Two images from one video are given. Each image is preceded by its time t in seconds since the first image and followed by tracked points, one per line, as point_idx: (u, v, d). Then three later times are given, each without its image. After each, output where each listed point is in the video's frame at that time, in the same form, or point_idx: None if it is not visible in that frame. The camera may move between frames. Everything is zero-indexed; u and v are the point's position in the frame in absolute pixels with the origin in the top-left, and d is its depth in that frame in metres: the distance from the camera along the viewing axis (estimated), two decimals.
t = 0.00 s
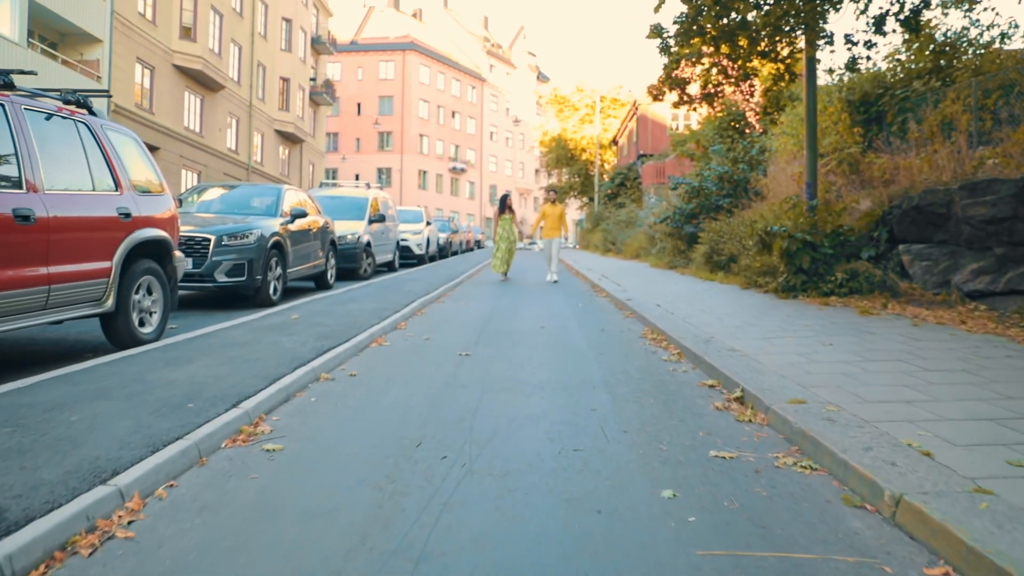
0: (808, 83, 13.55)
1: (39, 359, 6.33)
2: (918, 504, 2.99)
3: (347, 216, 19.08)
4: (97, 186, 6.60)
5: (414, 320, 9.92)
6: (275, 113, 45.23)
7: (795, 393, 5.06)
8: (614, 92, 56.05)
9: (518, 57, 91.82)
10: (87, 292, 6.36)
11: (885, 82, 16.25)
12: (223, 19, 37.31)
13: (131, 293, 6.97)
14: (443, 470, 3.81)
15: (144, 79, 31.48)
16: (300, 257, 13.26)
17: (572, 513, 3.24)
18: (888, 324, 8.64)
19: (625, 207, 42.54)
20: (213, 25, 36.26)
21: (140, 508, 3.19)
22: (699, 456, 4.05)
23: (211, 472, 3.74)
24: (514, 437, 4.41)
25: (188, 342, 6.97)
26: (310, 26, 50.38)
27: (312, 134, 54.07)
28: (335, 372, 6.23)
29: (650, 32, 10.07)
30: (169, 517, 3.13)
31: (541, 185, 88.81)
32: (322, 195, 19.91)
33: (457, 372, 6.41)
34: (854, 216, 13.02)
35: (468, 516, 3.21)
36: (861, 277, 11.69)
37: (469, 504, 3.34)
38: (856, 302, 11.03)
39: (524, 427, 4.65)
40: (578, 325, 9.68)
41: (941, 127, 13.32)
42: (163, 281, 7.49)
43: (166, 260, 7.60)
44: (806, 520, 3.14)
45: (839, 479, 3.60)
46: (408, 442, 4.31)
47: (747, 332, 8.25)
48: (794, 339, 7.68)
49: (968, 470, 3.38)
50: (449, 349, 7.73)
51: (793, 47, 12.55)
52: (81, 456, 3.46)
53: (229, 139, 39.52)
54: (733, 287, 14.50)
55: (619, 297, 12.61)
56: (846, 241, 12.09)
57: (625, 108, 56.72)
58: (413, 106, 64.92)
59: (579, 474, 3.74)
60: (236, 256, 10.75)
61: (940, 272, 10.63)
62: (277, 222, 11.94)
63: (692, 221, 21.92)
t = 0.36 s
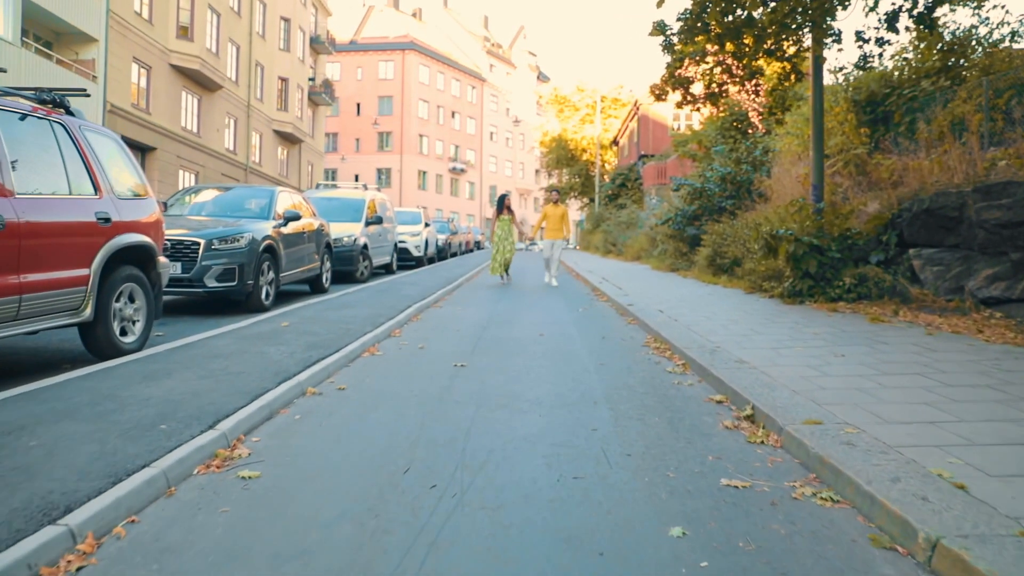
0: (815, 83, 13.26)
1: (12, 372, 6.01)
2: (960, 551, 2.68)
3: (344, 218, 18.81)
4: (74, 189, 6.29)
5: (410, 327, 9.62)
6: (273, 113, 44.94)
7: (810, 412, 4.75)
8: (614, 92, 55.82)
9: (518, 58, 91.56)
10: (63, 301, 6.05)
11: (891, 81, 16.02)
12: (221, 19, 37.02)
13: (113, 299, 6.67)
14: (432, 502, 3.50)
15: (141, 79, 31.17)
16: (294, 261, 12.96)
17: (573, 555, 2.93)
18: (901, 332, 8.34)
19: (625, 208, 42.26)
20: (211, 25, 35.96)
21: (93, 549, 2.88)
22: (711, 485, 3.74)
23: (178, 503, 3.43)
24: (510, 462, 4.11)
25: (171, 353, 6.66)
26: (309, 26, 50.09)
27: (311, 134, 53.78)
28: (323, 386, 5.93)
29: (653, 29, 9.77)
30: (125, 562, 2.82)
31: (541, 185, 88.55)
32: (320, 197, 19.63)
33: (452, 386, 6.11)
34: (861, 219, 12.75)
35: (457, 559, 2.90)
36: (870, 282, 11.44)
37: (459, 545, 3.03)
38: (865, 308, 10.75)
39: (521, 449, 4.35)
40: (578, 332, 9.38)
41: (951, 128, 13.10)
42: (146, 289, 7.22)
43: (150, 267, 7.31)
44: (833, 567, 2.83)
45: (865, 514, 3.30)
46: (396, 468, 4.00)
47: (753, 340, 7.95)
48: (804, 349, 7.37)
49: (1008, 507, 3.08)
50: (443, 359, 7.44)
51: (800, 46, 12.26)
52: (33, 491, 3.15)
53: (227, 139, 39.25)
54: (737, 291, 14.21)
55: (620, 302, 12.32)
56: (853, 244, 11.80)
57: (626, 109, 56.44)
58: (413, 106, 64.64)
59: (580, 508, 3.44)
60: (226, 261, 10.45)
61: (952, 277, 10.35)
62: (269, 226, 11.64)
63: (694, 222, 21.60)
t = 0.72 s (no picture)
0: (820, 83, 12.93)
1: None
2: None
3: (340, 220, 18.47)
4: (47, 193, 5.97)
5: (404, 335, 9.30)
6: (271, 113, 44.63)
7: (827, 434, 4.43)
8: (614, 92, 55.53)
9: (518, 57, 91.24)
10: (35, 311, 5.73)
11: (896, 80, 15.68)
12: (218, 17, 36.68)
13: (88, 306, 6.35)
14: (420, 542, 3.17)
15: (137, 78, 30.82)
16: (288, 265, 12.62)
17: None
18: (913, 341, 8.03)
19: (626, 209, 41.94)
20: (208, 23, 35.63)
21: None
22: (726, 520, 3.42)
23: (136, 542, 3.10)
24: (504, 492, 3.79)
25: (151, 364, 6.33)
26: (308, 25, 49.73)
27: (310, 134, 53.47)
28: (308, 402, 5.60)
29: (656, 27, 9.45)
30: None
31: (541, 186, 88.25)
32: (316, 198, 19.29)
33: (444, 402, 5.78)
34: (868, 221, 12.43)
35: None
36: (877, 287, 11.09)
37: None
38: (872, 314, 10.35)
39: (517, 476, 4.03)
40: (578, 340, 9.04)
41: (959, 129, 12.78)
42: (127, 297, 6.89)
43: (131, 274, 7.00)
44: None
45: (897, 557, 2.97)
46: (380, 499, 3.68)
47: (760, 351, 7.62)
48: (813, 359, 7.05)
49: None
50: (437, 370, 7.11)
51: (806, 44, 11.93)
52: None
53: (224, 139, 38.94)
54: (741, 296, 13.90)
55: (622, 307, 11.99)
56: (860, 248, 11.47)
57: (626, 109, 56.20)
58: (412, 106, 64.32)
59: (580, 549, 3.11)
60: (216, 265, 10.12)
61: (964, 283, 10.02)
62: (261, 229, 11.33)
63: (696, 224, 21.24)
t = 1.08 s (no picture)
0: (826, 82, 12.66)
1: None
2: None
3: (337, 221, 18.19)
4: (21, 196, 5.69)
5: (399, 341, 9.01)
6: (270, 113, 44.36)
7: (847, 454, 4.15)
8: (615, 91, 55.23)
9: (518, 57, 90.98)
10: (8, 320, 5.46)
11: (901, 79, 15.46)
12: (215, 17, 36.39)
13: (66, 316, 6.08)
14: None
15: (133, 78, 30.54)
16: (281, 268, 12.33)
17: None
18: (928, 347, 7.76)
19: (626, 209, 41.68)
20: (205, 22, 35.34)
21: None
22: (743, 556, 3.13)
23: None
24: (501, 522, 3.50)
25: (132, 376, 6.05)
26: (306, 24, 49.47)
27: (309, 134, 53.23)
28: (295, 417, 5.31)
29: (660, 23, 9.17)
30: None
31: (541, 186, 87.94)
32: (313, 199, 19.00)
33: (439, 417, 5.49)
34: (876, 223, 12.13)
35: None
36: (887, 291, 10.81)
37: None
38: (882, 319, 10.08)
39: (515, 503, 3.74)
40: (579, 347, 8.75)
41: (970, 129, 12.51)
42: (109, 305, 6.61)
43: (112, 281, 6.72)
44: None
45: None
46: (366, 530, 3.39)
47: (768, 359, 7.32)
48: (822, 369, 6.75)
49: None
50: (432, 380, 6.82)
51: (812, 42, 11.66)
52: None
53: (222, 139, 38.67)
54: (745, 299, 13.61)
55: (624, 312, 11.70)
56: (868, 251, 11.18)
57: (627, 108, 55.95)
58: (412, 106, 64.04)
59: None
60: (206, 269, 9.85)
61: (977, 287, 9.75)
62: (253, 231, 11.05)
63: (698, 225, 20.97)
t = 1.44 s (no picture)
0: (835, 80, 12.33)
1: None
2: None
3: (334, 223, 17.88)
4: None
5: (395, 348, 8.70)
6: (268, 113, 44.03)
7: (874, 479, 3.83)
8: (616, 91, 54.90)
9: (518, 57, 90.62)
10: None
11: (910, 77, 15.14)
12: (213, 16, 36.04)
13: (41, 325, 5.78)
14: None
15: (129, 77, 30.21)
16: (275, 271, 12.02)
17: None
18: (945, 355, 7.44)
19: (627, 210, 41.38)
20: (202, 22, 35.02)
21: None
22: None
23: None
24: (499, 562, 3.19)
25: (110, 390, 5.74)
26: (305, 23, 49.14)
27: (308, 134, 52.92)
28: (280, 434, 5.01)
29: (665, 18, 8.84)
30: None
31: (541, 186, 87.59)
32: (310, 200, 18.69)
33: (433, 433, 5.18)
34: (885, 225, 11.76)
35: None
36: (898, 294, 10.47)
37: None
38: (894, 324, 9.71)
39: (514, 538, 3.43)
40: (581, 354, 8.43)
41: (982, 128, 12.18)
42: (89, 313, 6.31)
43: (92, 288, 6.42)
44: None
45: None
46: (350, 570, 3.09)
47: (779, 368, 7.00)
48: (837, 379, 6.43)
49: None
50: (428, 392, 6.51)
51: (820, 39, 11.33)
52: None
53: (220, 139, 38.36)
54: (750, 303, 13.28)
55: (626, 317, 11.39)
56: (877, 254, 10.86)
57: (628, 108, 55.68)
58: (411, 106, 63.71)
59: None
60: (196, 274, 9.55)
61: (993, 291, 9.43)
62: (244, 235, 10.74)
63: (701, 227, 20.65)
